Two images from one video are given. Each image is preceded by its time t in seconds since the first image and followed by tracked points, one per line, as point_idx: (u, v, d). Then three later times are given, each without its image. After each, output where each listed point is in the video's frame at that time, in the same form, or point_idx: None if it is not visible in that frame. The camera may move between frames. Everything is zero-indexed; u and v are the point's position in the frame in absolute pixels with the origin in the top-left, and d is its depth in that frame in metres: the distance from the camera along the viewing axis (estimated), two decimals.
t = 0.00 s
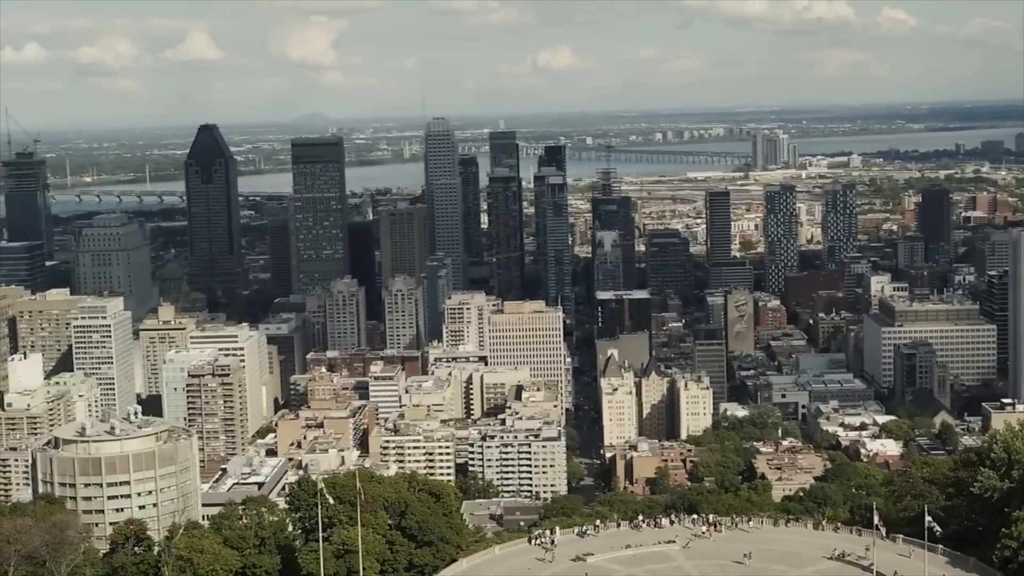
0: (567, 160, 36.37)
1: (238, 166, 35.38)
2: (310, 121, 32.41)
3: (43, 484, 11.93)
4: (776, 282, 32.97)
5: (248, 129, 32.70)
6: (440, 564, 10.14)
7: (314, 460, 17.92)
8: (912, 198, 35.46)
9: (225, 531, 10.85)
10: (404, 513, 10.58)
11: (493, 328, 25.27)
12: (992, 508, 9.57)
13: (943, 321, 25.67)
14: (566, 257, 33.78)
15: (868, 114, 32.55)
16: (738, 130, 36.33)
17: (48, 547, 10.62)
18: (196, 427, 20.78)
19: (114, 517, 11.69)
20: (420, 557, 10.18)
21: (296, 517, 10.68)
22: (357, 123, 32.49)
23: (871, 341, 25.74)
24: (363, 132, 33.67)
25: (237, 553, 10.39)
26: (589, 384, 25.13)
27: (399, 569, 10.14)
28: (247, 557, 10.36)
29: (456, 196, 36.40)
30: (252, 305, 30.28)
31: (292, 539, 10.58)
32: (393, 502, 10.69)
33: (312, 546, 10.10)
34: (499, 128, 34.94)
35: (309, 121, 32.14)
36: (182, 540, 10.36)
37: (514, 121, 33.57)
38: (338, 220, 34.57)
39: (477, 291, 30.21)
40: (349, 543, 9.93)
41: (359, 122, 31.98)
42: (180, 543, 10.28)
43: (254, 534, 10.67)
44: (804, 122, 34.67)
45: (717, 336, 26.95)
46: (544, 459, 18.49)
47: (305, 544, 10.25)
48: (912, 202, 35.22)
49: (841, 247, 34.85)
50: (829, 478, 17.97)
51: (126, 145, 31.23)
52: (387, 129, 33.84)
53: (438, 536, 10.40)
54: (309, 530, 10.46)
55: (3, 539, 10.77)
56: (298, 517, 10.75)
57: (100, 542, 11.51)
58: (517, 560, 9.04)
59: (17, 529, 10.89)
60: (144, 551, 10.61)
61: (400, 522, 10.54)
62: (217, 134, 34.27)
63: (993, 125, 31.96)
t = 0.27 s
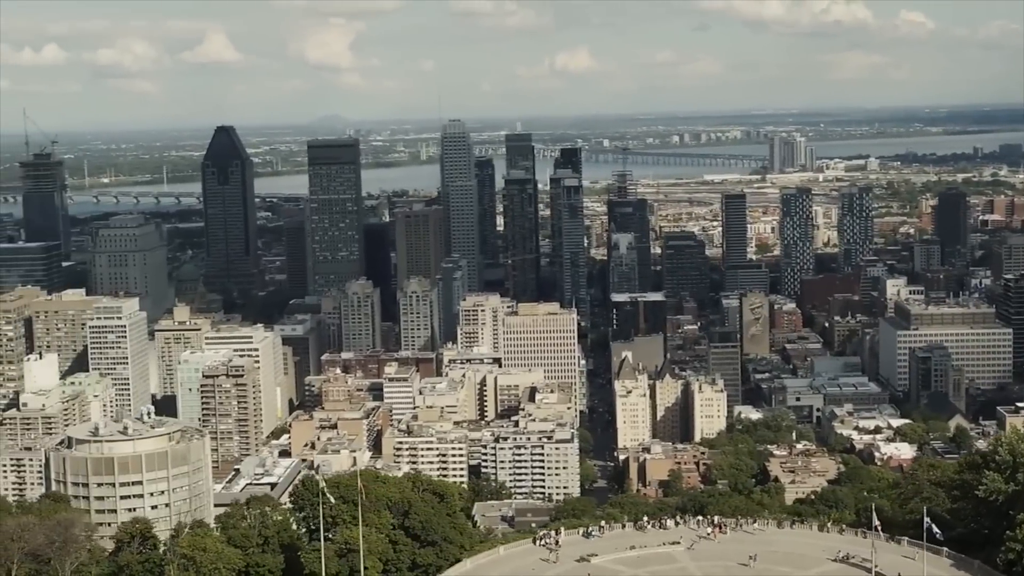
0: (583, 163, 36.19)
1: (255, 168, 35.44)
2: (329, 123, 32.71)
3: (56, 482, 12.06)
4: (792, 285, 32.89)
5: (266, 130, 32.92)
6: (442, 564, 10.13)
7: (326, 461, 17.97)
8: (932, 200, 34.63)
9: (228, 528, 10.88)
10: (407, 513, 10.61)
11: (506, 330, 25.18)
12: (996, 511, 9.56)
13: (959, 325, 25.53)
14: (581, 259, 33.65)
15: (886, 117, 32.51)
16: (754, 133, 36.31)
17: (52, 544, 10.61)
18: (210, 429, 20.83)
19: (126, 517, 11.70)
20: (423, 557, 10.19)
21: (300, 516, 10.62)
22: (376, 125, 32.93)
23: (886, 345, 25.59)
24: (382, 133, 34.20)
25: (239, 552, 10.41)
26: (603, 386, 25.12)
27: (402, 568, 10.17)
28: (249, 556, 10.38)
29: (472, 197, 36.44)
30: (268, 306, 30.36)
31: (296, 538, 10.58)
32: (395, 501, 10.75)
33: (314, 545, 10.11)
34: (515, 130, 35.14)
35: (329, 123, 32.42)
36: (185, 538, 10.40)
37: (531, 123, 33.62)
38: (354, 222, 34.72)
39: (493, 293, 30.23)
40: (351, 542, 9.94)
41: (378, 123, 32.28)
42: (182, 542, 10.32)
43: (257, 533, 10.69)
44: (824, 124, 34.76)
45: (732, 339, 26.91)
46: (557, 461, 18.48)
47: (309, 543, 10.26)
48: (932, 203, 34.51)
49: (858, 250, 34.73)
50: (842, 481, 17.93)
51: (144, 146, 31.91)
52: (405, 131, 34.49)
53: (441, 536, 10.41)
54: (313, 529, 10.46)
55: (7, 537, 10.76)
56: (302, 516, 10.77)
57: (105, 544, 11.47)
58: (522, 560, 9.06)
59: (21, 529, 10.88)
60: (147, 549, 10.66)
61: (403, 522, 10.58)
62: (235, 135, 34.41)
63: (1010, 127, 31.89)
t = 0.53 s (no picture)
0: (599, 165, 36.19)
1: (271, 170, 35.83)
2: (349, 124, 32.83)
3: (69, 482, 11.99)
4: (807, 288, 32.82)
5: (284, 131, 32.98)
6: (445, 564, 10.16)
7: (337, 461, 18.00)
8: (946, 205, 35.00)
9: (231, 527, 10.91)
10: (411, 512, 10.64)
11: (520, 332, 25.16)
12: (1000, 514, 9.54)
13: (975, 328, 25.49)
14: (597, 261, 33.58)
15: (904, 121, 32.47)
16: (771, 135, 37.02)
17: (56, 543, 10.69)
18: (223, 430, 20.87)
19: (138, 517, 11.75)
20: (426, 557, 10.21)
21: (305, 514, 10.76)
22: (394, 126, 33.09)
23: (901, 348, 25.54)
24: (399, 135, 34.51)
25: (243, 552, 10.43)
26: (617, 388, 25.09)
27: (404, 568, 10.20)
28: (251, 555, 10.40)
29: (487, 200, 36.36)
30: (283, 307, 30.41)
31: (299, 537, 10.62)
32: (399, 501, 10.76)
33: (318, 543, 10.11)
34: (531, 132, 35.28)
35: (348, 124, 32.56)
36: (187, 537, 10.43)
37: (548, 124, 33.63)
38: (369, 224, 34.45)
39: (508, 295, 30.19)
40: (354, 542, 9.93)
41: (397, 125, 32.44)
42: (185, 540, 10.34)
43: (260, 531, 10.72)
44: (841, 128, 34.71)
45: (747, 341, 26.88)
46: (569, 463, 18.43)
47: (311, 541, 10.26)
48: (946, 209, 34.78)
49: (873, 253, 34.29)
50: (854, 485, 17.88)
51: (160, 148, 32.55)
52: (423, 133, 34.69)
53: (444, 536, 10.44)
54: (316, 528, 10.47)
55: (11, 533, 10.80)
56: (306, 515, 10.78)
57: (109, 543, 11.59)
58: (525, 561, 9.07)
59: (25, 526, 10.93)
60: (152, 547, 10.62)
61: (407, 521, 10.60)
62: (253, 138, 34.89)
63: None
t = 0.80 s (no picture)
0: (616, 168, 36.57)
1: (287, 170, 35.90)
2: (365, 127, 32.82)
3: (83, 482, 12.02)
4: (823, 292, 32.78)
5: (302, 133, 33.05)
6: (446, 564, 10.20)
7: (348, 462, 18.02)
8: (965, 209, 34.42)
9: (234, 526, 10.93)
10: (412, 512, 10.68)
11: (535, 334, 25.16)
12: (1004, 517, 9.53)
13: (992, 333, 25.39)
14: (613, 264, 33.58)
15: (922, 125, 32.40)
16: (790, 139, 36.24)
17: (59, 540, 10.74)
18: (237, 430, 20.93)
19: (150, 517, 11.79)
20: (428, 557, 10.24)
21: (307, 512, 10.67)
22: (411, 128, 33.16)
23: (917, 352, 25.48)
24: (417, 138, 34.48)
25: (244, 550, 10.45)
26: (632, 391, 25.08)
27: (405, 567, 10.22)
28: (251, 553, 10.42)
29: (504, 201, 36.41)
30: (299, 308, 30.45)
31: (301, 535, 10.61)
32: (401, 501, 10.76)
33: (318, 542, 10.12)
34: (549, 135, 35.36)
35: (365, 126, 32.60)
36: (188, 535, 10.45)
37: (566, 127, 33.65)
38: (385, 225, 34.25)
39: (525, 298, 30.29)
40: (354, 541, 9.94)
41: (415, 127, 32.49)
42: (186, 538, 10.35)
43: (261, 530, 10.74)
44: (860, 131, 34.59)
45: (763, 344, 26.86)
46: (582, 466, 18.42)
47: (312, 540, 10.26)
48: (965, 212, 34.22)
49: (890, 256, 34.42)
50: (866, 489, 17.84)
51: (179, 149, 32.62)
52: (442, 134, 34.65)
53: (446, 536, 10.47)
54: (317, 526, 10.48)
55: (14, 530, 10.94)
56: (307, 514, 10.79)
57: (119, 541, 11.58)
58: (528, 561, 9.09)
59: (28, 523, 11.04)
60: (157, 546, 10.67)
61: (408, 521, 10.64)
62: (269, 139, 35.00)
63: None
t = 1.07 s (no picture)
0: (629, 170, 36.30)
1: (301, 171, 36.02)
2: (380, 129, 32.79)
3: (92, 481, 12.07)
4: (836, 295, 32.75)
5: (317, 134, 33.04)
6: (446, 564, 10.20)
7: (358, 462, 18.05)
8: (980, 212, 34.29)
9: (236, 525, 10.94)
10: (411, 512, 10.69)
11: (547, 336, 25.14)
12: (1006, 520, 9.52)
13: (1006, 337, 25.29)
14: (626, 266, 33.56)
15: (938, 129, 32.28)
16: (806, 142, 35.57)
17: (62, 537, 10.94)
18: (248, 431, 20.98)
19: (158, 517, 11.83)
20: (428, 557, 10.23)
21: (308, 512, 10.69)
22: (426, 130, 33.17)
23: (929, 356, 25.46)
24: (431, 139, 34.42)
25: (245, 548, 10.46)
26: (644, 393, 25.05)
27: (405, 567, 10.20)
28: (252, 551, 10.43)
29: (518, 202, 36.44)
30: (311, 309, 30.49)
31: (302, 535, 10.60)
32: (401, 501, 10.81)
33: (319, 541, 10.14)
34: (564, 136, 35.21)
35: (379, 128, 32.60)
36: (190, 534, 10.48)
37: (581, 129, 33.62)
38: (399, 227, 34.45)
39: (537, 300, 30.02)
40: (354, 540, 9.95)
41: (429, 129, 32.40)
42: (188, 537, 10.39)
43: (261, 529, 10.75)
44: (876, 134, 34.44)
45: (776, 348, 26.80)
46: (593, 468, 18.43)
47: (312, 539, 10.28)
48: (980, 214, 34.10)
49: (904, 260, 34.41)
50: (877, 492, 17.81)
51: (194, 150, 32.45)
52: (456, 136, 34.58)
53: (446, 536, 10.50)
54: (317, 526, 10.51)
55: (15, 527, 11.08)
56: (307, 513, 10.82)
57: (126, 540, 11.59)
58: (530, 561, 9.10)
59: (28, 522, 11.24)
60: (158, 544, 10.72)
61: (407, 521, 10.66)
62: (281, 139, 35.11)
63: None
